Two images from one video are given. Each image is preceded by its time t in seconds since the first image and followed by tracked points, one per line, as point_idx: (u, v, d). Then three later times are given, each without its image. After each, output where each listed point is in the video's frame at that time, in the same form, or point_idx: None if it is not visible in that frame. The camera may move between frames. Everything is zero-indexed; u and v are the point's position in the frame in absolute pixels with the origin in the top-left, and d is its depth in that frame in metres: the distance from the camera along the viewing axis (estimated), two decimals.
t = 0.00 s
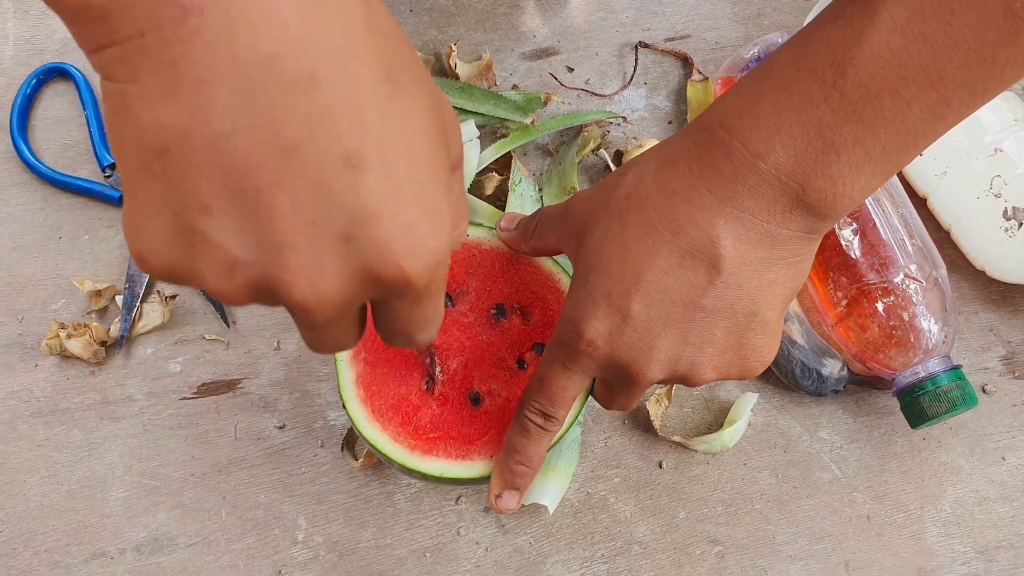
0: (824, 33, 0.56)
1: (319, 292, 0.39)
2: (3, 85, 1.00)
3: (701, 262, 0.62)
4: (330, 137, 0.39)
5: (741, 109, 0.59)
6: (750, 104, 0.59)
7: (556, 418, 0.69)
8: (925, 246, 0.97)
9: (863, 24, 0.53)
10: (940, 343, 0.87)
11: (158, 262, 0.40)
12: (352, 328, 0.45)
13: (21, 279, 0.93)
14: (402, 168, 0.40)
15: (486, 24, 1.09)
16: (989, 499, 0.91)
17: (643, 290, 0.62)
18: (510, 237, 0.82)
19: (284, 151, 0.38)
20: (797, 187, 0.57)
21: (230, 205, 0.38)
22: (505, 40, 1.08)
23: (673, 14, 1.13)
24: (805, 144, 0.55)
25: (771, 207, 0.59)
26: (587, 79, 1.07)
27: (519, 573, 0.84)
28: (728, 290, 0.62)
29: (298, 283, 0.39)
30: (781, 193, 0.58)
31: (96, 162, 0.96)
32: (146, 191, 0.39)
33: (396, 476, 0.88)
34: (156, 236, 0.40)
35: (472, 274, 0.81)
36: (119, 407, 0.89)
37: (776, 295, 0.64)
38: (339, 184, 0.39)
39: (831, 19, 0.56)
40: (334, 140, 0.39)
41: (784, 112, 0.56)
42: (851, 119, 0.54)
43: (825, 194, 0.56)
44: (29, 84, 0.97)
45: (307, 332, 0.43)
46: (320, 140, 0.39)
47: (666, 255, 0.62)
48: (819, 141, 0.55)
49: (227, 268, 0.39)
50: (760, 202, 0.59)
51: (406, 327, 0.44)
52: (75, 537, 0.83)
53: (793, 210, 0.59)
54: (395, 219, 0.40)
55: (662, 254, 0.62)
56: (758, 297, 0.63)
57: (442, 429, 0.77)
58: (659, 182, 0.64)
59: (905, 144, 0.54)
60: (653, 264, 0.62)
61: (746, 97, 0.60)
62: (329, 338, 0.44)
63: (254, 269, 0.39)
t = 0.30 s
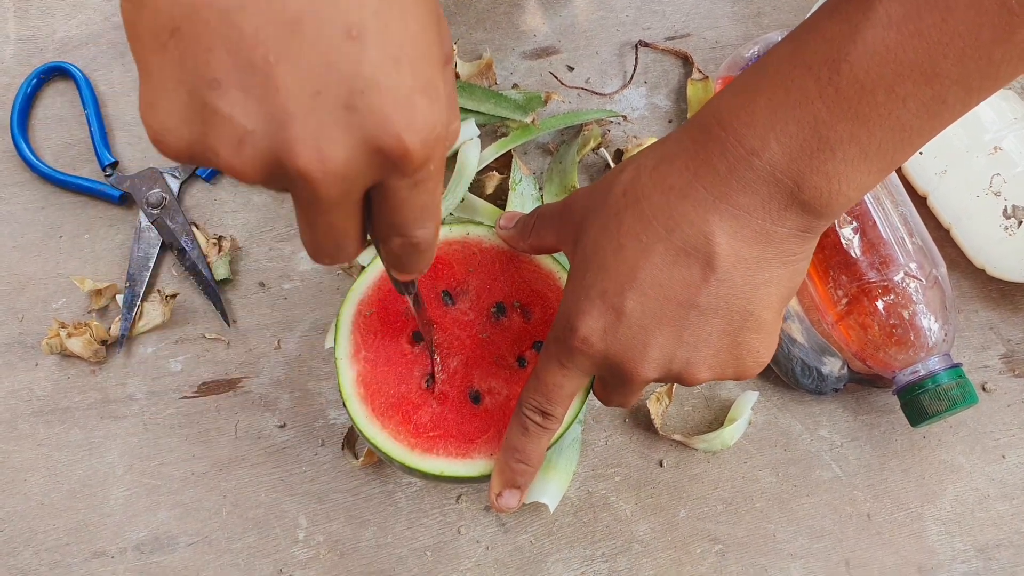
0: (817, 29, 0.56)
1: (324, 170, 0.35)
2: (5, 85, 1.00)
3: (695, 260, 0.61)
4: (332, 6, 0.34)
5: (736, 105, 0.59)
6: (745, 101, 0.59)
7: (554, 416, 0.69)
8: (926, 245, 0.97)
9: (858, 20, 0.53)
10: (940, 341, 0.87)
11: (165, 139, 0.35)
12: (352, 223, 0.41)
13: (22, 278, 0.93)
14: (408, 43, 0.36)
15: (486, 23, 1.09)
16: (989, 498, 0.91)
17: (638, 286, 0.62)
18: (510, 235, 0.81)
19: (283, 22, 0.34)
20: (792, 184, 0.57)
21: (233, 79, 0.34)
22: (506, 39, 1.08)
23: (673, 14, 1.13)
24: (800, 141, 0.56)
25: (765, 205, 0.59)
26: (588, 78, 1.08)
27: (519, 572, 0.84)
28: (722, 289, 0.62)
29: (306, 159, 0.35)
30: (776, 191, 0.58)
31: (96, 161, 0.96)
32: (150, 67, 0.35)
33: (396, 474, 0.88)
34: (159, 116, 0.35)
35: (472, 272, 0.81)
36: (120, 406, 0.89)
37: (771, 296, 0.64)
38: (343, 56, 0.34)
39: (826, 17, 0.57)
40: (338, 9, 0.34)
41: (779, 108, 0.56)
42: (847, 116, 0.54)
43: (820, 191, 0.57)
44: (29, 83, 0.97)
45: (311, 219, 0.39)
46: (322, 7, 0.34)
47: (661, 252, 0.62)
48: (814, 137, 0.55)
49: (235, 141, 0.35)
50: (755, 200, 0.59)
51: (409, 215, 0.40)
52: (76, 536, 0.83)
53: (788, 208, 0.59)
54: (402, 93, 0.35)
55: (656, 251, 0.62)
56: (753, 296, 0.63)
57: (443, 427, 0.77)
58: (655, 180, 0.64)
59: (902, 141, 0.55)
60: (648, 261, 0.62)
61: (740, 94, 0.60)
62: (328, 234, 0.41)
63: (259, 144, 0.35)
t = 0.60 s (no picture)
0: (815, 23, 0.56)
1: (328, 256, 0.37)
2: (5, 83, 1.00)
3: (689, 256, 0.61)
4: (336, 91, 0.36)
5: (733, 99, 0.59)
6: (741, 96, 0.59)
7: (550, 413, 0.69)
8: (927, 243, 0.97)
9: (853, 15, 0.53)
10: (941, 339, 0.88)
11: (168, 221, 0.38)
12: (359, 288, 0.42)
13: (22, 277, 0.93)
14: (410, 122, 0.37)
15: (487, 22, 1.09)
16: (989, 497, 0.91)
17: (632, 281, 0.63)
18: (510, 233, 0.81)
19: (288, 106, 0.35)
20: (784, 180, 0.57)
21: (235, 163, 0.35)
22: (506, 38, 1.08)
23: (673, 13, 1.13)
24: (793, 135, 0.56)
25: (758, 201, 0.59)
26: (589, 77, 1.08)
27: (520, 571, 0.84)
28: (715, 286, 0.62)
29: (309, 245, 0.37)
30: (769, 186, 0.58)
31: (97, 160, 0.96)
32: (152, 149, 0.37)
33: (397, 473, 0.88)
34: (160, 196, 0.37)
35: (472, 271, 0.81)
36: (120, 405, 0.89)
37: (766, 296, 0.64)
38: (348, 145, 0.36)
39: (824, 11, 0.56)
40: (341, 95, 0.36)
41: (774, 104, 0.56)
42: (840, 111, 0.54)
43: (812, 188, 0.56)
44: (29, 81, 0.97)
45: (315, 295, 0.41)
46: (327, 93, 0.35)
47: (655, 247, 0.62)
48: (807, 133, 0.55)
49: (238, 226, 0.37)
50: (748, 195, 0.59)
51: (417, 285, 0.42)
52: (76, 536, 0.83)
53: (781, 205, 0.58)
54: (406, 179, 0.37)
55: (650, 248, 0.62)
56: (746, 295, 0.63)
57: (444, 426, 0.77)
58: (652, 175, 0.64)
59: (895, 140, 0.54)
60: (641, 256, 0.62)
61: (738, 88, 0.60)
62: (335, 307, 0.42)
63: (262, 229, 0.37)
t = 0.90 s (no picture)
0: (809, 18, 0.56)
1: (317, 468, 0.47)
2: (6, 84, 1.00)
3: (676, 250, 0.61)
4: (331, 355, 0.42)
5: (724, 92, 0.59)
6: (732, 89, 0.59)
7: (543, 409, 0.70)
8: (927, 242, 0.97)
9: (845, 9, 0.52)
10: (942, 339, 0.88)
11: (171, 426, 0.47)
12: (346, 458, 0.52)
13: (23, 277, 0.93)
14: (398, 364, 0.45)
15: (487, 22, 1.09)
16: (990, 496, 0.91)
17: (620, 275, 0.63)
18: (509, 232, 0.81)
19: (287, 369, 0.42)
20: (772, 172, 0.57)
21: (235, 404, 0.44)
22: (506, 38, 1.08)
23: (673, 12, 1.13)
24: (781, 128, 0.55)
25: (746, 195, 0.58)
26: (589, 77, 1.08)
27: (521, 571, 0.84)
28: (702, 281, 0.62)
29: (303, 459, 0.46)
30: (756, 180, 0.58)
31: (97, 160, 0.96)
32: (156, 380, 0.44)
33: (398, 473, 0.88)
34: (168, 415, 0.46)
35: (471, 270, 0.81)
36: (120, 406, 0.89)
37: (755, 293, 0.63)
38: (341, 392, 0.43)
39: (817, 6, 0.56)
40: (336, 358, 0.42)
41: (763, 97, 0.56)
42: (828, 105, 0.53)
43: (800, 183, 0.56)
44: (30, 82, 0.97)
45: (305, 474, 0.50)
46: (323, 355, 0.42)
47: (643, 240, 0.62)
48: (795, 125, 0.55)
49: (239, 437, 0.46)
50: (735, 188, 0.59)
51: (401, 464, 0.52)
52: (77, 536, 0.83)
53: (768, 199, 0.58)
54: (393, 412, 0.45)
55: (637, 242, 0.62)
56: (734, 291, 0.62)
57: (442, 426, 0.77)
58: (642, 168, 0.64)
59: (884, 136, 0.53)
60: (629, 249, 0.63)
61: (730, 82, 0.60)
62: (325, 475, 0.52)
63: (259, 446, 0.46)
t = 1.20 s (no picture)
0: (803, 17, 0.56)
1: (335, 332, 0.45)
2: (6, 85, 1.00)
3: (672, 252, 0.61)
4: (348, 194, 0.42)
5: (719, 93, 0.60)
6: (728, 90, 0.59)
7: (544, 411, 0.69)
8: (927, 242, 0.97)
9: (840, 9, 0.53)
10: (942, 338, 0.88)
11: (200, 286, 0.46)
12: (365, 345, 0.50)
13: (23, 277, 0.93)
14: (412, 213, 0.44)
15: (486, 22, 1.09)
16: (990, 495, 0.91)
17: (617, 276, 0.63)
18: (509, 232, 0.81)
19: (306, 207, 0.41)
20: (768, 174, 0.57)
21: (254, 252, 0.42)
22: (506, 38, 1.09)
23: (673, 12, 1.13)
24: (778, 129, 0.56)
25: (742, 196, 0.59)
26: (589, 77, 1.08)
27: (521, 570, 0.84)
28: (699, 282, 0.62)
29: (325, 314, 0.44)
30: (752, 181, 0.58)
31: (97, 160, 0.96)
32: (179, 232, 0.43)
33: (398, 473, 0.88)
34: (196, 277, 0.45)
35: (473, 270, 0.81)
36: (120, 406, 0.89)
37: (751, 293, 0.63)
38: (360, 237, 0.42)
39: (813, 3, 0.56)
40: (354, 196, 0.42)
41: (759, 97, 0.56)
42: (825, 105, 0.53)
43: (797, 183, 0.56)
44: (29, 83, 0.97)
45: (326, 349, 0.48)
46: (341, 191, 0.41)
47: (637, 244, 0.62)
48: (791, 126, 0.55)
49: (262, 296, 0.44)
50: (730, 190, 0.59)
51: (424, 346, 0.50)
52: (76, 536, 0.83)
53: (765, 201, 0.58)
54: (410, 262, 0.44)
55: (631, 244, 0.62)
56: (731, 292, 0.62)
57: (443, 426, 0.77)
58: (638, 170, 0.64)
59: (882, 136, 0.54)
60: (625, 252, 0.63)
61: (725, 82, 0.60)
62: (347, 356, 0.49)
63: (281, 306, 0.44)
